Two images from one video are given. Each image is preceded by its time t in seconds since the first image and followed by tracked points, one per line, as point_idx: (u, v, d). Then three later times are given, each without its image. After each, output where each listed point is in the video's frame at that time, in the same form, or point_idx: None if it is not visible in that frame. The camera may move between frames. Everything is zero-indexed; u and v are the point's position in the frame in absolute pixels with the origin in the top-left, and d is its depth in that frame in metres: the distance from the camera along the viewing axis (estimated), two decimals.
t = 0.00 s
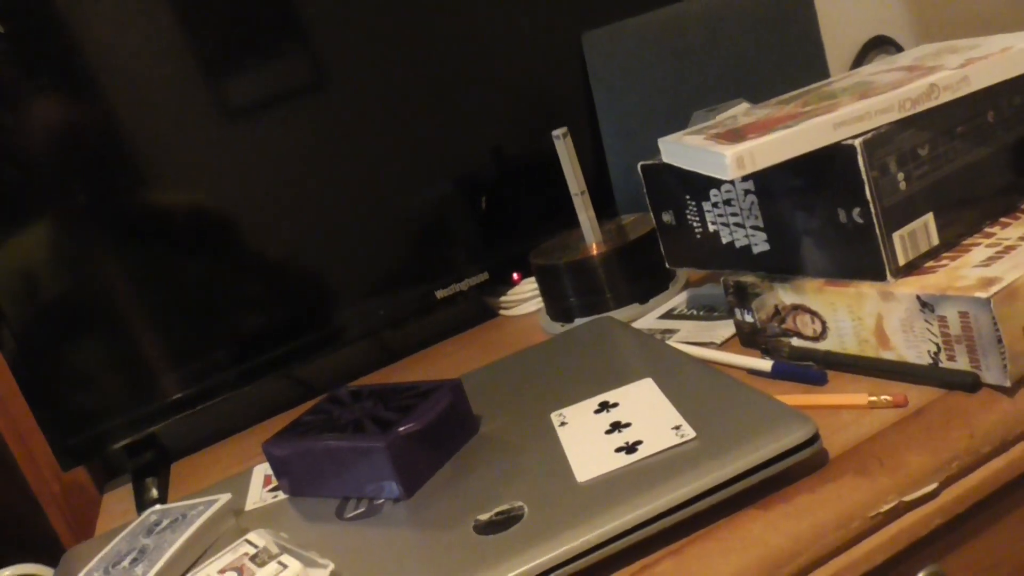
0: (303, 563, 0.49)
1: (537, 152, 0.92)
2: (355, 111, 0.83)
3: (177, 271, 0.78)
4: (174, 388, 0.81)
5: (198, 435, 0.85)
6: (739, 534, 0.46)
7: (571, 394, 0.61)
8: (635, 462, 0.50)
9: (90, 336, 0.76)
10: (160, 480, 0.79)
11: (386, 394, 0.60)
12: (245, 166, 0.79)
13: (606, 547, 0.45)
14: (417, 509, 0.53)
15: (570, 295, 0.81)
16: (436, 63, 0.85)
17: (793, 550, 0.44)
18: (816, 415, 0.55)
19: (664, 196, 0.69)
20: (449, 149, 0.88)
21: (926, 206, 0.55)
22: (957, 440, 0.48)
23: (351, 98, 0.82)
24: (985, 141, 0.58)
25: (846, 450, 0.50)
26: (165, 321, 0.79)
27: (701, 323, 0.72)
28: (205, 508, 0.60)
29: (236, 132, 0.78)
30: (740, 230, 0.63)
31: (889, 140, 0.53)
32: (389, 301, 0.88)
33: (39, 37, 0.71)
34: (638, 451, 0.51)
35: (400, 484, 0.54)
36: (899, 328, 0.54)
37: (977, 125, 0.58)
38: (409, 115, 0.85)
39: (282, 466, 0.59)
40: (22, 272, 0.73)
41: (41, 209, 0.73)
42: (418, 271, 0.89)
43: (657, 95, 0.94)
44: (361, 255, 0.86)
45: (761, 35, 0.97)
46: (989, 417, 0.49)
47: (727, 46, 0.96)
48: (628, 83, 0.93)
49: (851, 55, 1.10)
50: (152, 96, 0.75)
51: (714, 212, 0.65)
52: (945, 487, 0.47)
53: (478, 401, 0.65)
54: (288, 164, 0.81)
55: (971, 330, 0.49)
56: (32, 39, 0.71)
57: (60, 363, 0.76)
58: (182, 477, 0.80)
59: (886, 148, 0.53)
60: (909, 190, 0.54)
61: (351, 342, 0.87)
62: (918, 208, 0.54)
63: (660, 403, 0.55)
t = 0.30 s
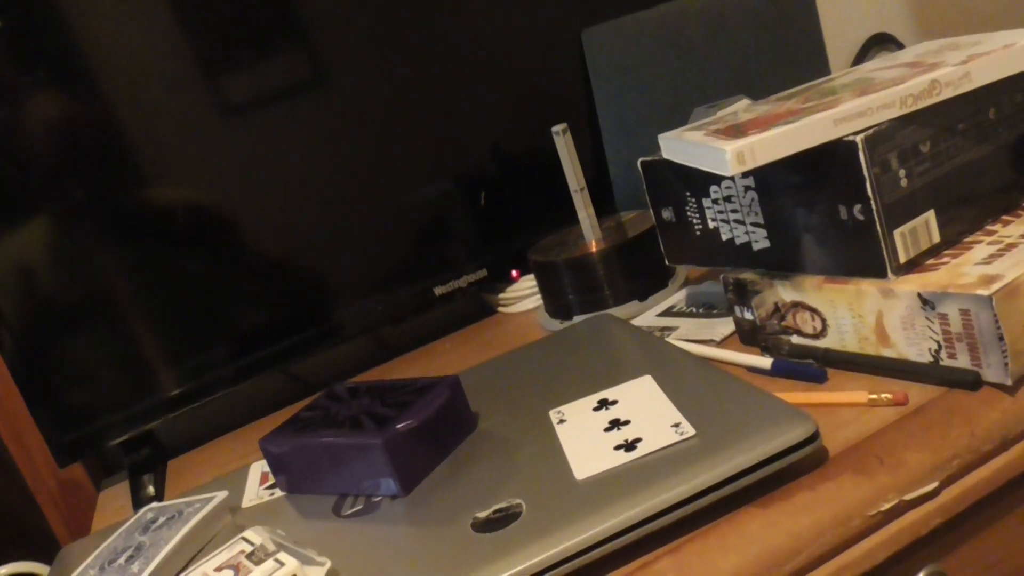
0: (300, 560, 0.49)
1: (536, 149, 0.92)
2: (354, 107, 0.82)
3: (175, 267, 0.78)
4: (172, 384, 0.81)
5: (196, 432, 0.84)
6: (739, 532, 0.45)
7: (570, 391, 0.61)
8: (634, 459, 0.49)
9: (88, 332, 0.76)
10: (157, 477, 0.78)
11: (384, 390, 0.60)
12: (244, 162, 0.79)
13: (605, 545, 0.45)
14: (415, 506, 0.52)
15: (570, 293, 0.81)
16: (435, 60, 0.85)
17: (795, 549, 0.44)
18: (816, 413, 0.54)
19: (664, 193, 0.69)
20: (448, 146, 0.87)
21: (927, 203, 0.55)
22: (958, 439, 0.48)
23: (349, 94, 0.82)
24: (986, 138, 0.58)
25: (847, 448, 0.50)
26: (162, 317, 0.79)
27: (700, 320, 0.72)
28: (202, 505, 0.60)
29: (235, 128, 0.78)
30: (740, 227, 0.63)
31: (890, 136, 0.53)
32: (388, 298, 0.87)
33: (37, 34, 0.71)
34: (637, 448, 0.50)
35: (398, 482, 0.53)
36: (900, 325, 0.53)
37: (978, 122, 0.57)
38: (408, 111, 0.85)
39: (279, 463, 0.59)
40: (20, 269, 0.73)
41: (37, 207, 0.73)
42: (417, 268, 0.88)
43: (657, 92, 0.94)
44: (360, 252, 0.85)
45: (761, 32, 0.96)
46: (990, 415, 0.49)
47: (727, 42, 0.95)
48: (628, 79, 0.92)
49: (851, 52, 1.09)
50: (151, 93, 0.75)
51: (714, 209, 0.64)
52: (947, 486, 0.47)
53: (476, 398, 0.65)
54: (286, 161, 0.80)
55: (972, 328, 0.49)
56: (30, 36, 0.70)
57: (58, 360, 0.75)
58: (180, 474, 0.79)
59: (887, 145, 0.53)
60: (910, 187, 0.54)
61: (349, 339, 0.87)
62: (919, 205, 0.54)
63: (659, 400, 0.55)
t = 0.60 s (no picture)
0: (302, 561, 0.49)
1: (538, 148, 0.91)
2: (356, 106, 0.82)
3: (176, 265, 0.78)
4: (174, 383, 0.80)
5: (197, 431, 0.84)
6: (743, 534, 0.45)
7: (572, 392, 0.61)
8: (637, 460, 0.49)
9: (89, 331, 0.76)
10: (158, 476, 0.78)
11: (386, 390, 0.60)
12: (245, 161, 0.79)
13: (609, 546, 0.44)
14: (417, 507, 0.52)
15: (572, 292, 0.81)
16: (437, 59, 0.85)
17: (798, 551, 0.44)
18: (820, 414, 0.54)
19: (667, 193, 0.69)
20: (450, 145, 0.87)
21: (932, 204, 0.54)
22: (962, 440, 0.48)
23: (351, 93, 0.82)
24: (991, 138, 0.57)
25: (851, 450, 0.50)
26: (163, 316, 0.79)
27: (703, 321, 0.72)
28: (204, 505, 0.59)
29: (236, 127, 0.78)
30: (743, 227, 0.62)
31: (895, 136, 0.53)
32: (390, 297, 0.87)
33: (37, 32, 0.70)
34: (640, 450, 0.50)
35: (401, 482, 0.53)
36: (905, 326, 0.53)
37: (983, 122, 0.57)
38: (410, 110, 0.84)
39: (281, 463, 0.58)
40: (20, 268, 0.72)
41: (37, 205, 0.72)
42: (418, 268, 0.88)
43: (660, 91, 0.94)
44: (361, 251, 0.85)
45: (764, 32, 0.96)
46: (995, 417, 0.48)
47: (729, 41, 0.95)
48: (630, 79, 0.92)
49: (855, 51, 1.09)
50: (151, 92, 0.75)
51: (717, 209, 0.64)
52: (950, 488, 0.47)
53: (479, 398, 0.64)
54: (288, 160, 0.80)
55: (977, 329, 0.49)
56: (30, 34, 0.70)
57: (59, 359, 0.75)
58: (181, 473, 0.79)
59: (892, 145, 0.52)
60: (915, 188, 0.54)
61: (350, 338, 0.86)
62: (924, 205, 0.54)
63: (662, 401, 0.54)
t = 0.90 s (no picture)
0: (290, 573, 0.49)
1: (531, 152, 0.91)
2: (347, 112, 0.82)
3: (167, 274, 0.78)
4: (167, 392, 0.80)
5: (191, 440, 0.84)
6: (734, 542, 0.45)
7: (564, 399, 0.60)
8: (629, 469, 0.49)
9: (80, 341, 0.76)
10: (151, 485, 0.78)
11: (377, 400, 0.60)
12: (236, 169, 0.78)
13: (600, 556, 0.44)
14: (408, 517, 0.52)
15: (565, 297, 0.81)
16: (429, 64, 0.85)
17: (791, 558, 0.43)
18: (812, 420, 0.54)
19: (657, 198, 0.68)
20: (443, 150, 0.87)
21: (922, 207, 0.54)
22: (954, 445, 0.48)
23: (342, 99, 0.81)
24: (981, 141, 0.57)
25: (842, 457, 0.49)
26: (155, 325, 0.78)
27: (696, 325, 0.71)
28: (195, 517, 0.59)
29: (227, 135, 0.78)
30: (734, 232, 0.62)
31: (884, 140, 0.52)
32: (383, 303, 0.87)
33: (25, 39, 0.70)
34: (631, 458, 0.50)
35: (392, 493, 0.53)
36: (896, 331, 0.53)
37: (972, 126, 0.57)
38: (401, 116, 0.84)
39: (272, 474, 0.58)
40: (11, 278, 0.72)
41: (27, 214, 0.72)
42: (411, 273, 0.88)
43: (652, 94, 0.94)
44: (354, 257, 0.85)
45: (755, 34, 0.96)
46: (987, 421, 0.48)
47: (720, 44, 0.95)
48: (621, 82, 0.92)
49: (846, 52, 1.09)
50: (141, 99, 0.74)
51: (708, 214, 0.64)
52: (943, 492, 0.46)
53: (471, 406, 0.64)
54: (279, 166, 0.80)
55: (968, 333, 0.49)
56: (18, 41, 0.70)
57: (50, 369, 0.75)
58: (174, 482, 0.79)
59: (881, 149, 0.52)
60: (906, 192, 0.53)
61: (344, 345, 0.86)
62: (914, 208, 0.54)
63: (654, 409, 0.54)
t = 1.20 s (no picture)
0: (295, 568, 0.49)
1: (531, 150, 0.91)
2: (347, 110, 0.82)
3: (168, 272, 0.78)
4: (168, 390, 0.80)
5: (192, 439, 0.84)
6: (738, 534, 0.45)
7: (567, 394, 0.60)
8: (632, 462, 0.49)
9: (82, 340, 0.76)
10: (153, 484, 0.78)
11: (379, 396, 0.60)
12: (236, 167, 0.78)
13: (603, 550, 0.44)
14: (411, 512, 0.52)
15: (566, 294, 0.81)
16: (429, 62, 0.85)
17: (793, 552, 0.44)
18: (814, 414, 0.54)
19: (658, 193, 0.68)
20: (443, 148, 0.87)
21: (923, 201, 0.54)
22: (956, 438, 0.48)
23: (342, 97, 0.81)
24: (981, 135, 0.57)
25: (845, 450, 0.49)
26: (156, 324, 0.78)
27: (697, 321, 0.72)
28: (197, 513, 0.59)
29: (227, 133, 0.78)
30: (736, 227, 0.62)
31: (885, 134, 0.52)
32: (384, 301, 0.87)
33: (24, 38, 0.70)
34: (634, 452, 0.50)
35: (395, 488, 0.53)
36: (898, 324, 0.53)
37: (972, 120, 0.57)
38: (401, 114, 0.84)
39: (275, 470, 0.58)
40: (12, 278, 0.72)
41: (28, 214, 0.72)
42: (412, 271, 0.88)
43: (652, 91, 0.94)
44: (355, 255, 0.85)
45: (754, 30, 0.96)
46: (989, 414, 0.48)
47: (720, 40, 0.95)
48: (621, 79, 0.92)
49: (846, 49, 1.09)
50: (141, 99, 0.74)
51: (709, 209, 0.64)
52: (945, 486, 0.47)
53: (473, 402, 0.64)
54: (280, 165, 0.80)
55: (970, 326, 0.49)
56: (17, 41, 0.70)
57: (51, 368, 0.75)
58: (176, 480, 0.79)
59: (882, 143, 0.52)
60: (907, 186, 0.53)
61: (345, 343, 0.86)
62: (916, 203, 0.54)
63: (656, 403, 0.54)
